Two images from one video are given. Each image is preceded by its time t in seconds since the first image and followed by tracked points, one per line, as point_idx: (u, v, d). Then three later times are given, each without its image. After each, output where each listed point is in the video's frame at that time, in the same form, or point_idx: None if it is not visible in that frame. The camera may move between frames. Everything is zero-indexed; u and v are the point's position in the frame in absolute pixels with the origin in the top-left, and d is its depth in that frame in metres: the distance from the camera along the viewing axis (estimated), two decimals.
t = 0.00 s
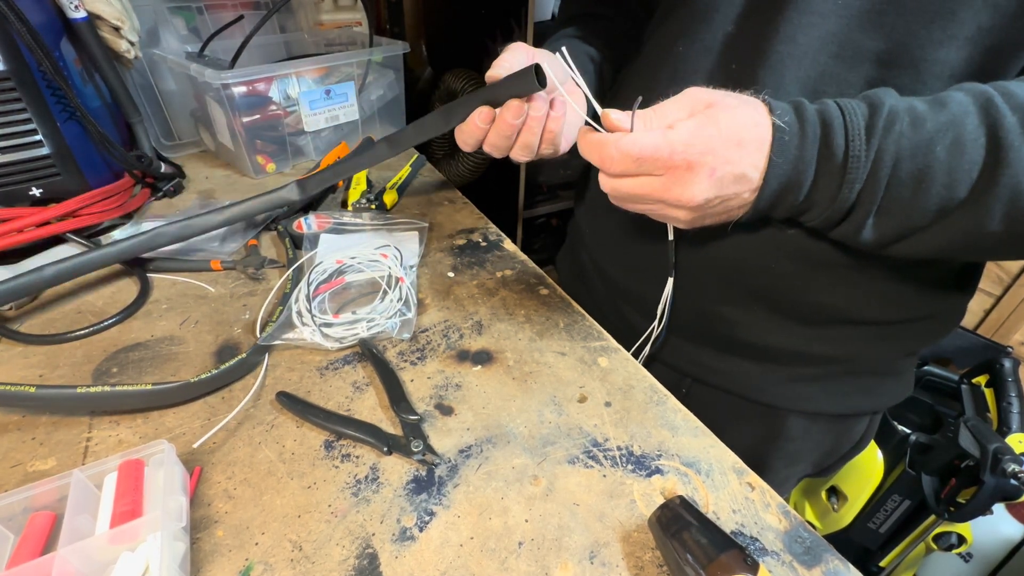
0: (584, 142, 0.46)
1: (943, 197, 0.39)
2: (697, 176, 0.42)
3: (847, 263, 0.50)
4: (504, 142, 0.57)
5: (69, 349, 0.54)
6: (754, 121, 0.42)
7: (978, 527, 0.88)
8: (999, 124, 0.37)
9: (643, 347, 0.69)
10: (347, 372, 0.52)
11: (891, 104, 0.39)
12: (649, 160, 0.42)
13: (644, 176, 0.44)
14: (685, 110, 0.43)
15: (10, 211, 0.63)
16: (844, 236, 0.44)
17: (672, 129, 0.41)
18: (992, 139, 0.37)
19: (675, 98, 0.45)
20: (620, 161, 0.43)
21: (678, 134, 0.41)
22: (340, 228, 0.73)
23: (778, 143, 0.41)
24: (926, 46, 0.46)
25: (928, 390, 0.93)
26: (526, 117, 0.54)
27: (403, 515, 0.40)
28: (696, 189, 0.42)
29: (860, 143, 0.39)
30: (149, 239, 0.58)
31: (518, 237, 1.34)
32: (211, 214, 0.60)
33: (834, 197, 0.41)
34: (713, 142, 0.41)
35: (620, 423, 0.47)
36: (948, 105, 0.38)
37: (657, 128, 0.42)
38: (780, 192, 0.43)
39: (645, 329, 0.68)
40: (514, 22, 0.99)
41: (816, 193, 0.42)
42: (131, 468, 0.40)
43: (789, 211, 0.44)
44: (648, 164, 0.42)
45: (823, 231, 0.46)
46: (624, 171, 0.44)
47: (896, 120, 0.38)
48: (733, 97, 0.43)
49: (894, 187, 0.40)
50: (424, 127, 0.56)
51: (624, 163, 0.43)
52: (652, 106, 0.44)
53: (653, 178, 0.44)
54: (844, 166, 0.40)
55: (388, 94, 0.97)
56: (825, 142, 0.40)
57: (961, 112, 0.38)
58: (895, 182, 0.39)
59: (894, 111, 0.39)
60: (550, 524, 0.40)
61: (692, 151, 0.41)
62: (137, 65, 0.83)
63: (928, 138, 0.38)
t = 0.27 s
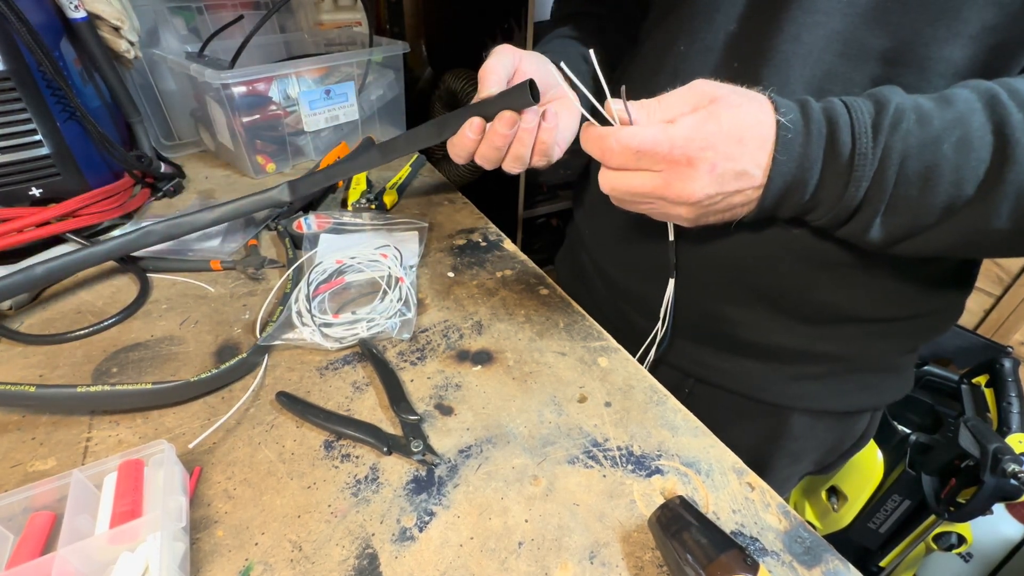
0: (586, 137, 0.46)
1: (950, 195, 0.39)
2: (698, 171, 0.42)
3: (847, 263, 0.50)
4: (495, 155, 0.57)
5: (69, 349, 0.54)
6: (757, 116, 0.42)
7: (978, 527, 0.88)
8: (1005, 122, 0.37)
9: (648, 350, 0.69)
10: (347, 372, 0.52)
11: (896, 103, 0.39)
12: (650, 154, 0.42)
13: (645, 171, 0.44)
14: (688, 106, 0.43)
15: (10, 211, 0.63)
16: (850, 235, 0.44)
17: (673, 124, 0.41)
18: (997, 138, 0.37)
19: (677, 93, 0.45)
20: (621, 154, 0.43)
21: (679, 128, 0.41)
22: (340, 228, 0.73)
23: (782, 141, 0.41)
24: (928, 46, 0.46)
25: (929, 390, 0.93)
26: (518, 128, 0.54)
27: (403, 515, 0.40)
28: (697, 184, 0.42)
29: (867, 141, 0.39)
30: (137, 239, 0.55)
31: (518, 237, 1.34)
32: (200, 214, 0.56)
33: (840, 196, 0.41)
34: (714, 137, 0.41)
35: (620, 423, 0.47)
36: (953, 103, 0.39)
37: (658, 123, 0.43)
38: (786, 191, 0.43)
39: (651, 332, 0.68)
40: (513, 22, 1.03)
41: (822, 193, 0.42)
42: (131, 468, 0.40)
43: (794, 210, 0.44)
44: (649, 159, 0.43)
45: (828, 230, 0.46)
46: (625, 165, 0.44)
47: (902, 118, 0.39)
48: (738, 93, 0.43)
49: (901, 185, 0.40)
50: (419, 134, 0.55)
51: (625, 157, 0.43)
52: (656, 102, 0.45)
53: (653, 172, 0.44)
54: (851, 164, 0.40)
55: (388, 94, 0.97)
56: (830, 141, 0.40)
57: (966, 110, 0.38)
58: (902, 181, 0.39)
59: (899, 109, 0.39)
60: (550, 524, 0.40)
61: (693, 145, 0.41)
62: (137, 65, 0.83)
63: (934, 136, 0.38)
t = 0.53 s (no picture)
0: (592, 140, 0.47)
1: (951, 195, 0.39)
2: (701, 175, 0.42)
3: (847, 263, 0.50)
4: (495, 154, 0.57)
5: (69, 349, 0.54)
6: (762, 119, 0.42)
7: (978, 527, 0.88)
8: (1006, 123, 0.37)
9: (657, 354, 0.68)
10: (347, 372, 0.52)
11: (898, 103, 0.39)
12: (653, 157, 0.43)
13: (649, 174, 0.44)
14: (692, 109, 0.44)
15: (10, 211, 0.63)
16: (851, 234, 0.44)
17: (677, 127, 0.42)
18: (998, 138, 0.37)
19: (683, 96, 0.45)
20: (625, 157, 0.44)
21: (683, 132, 0.41)
22: (340, 228, 0.73)
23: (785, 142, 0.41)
24: (928, 45, 0.46)
25: (929, 391, 0.93)
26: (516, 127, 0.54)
27: (403, 515, 0.40)
28: (700, 187, 0.42)
29: (869, 141, 0.39)
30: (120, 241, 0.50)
31: (518, 237, 1.35)
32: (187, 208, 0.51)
33: (842, 196, 0.41)
34: (718, 140, 0.41)
35: (620, 423, 0.47)
36: (955, 104, 0.38)
37: (662, 126, 0.43)
38: (788, 192, 0.43)
39: (659, 334, 0.67)
40: (513, 22, 1.03)
41: (825, 193, 0.42)
42: (131, 468, 0.40)
43: (796, 210, 0.44)
44: (652, 162, 0.43)
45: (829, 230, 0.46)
46: (629, 168, 0.45)
47: (904, 119, 0.38)
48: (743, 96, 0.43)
49: (903, 185, 0.40)
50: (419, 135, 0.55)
51: (629, 160, 0.44)
52: (661, 106, 0.45)
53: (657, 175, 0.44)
54: (853, 165, 0.40)
55: (388, 94, 0.97)
56: (833, 141, 0.40)
57: (969, 110, 0.38)
58: (904, 181, 0.39)
59: (902, 109, 0.39)
60: (550, 524, 0.40)
61: (697, 149, 0.41)
62: (137, 65, 0.83)
63: (936, 136, 0.38)
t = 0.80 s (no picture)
0: (590, 138, 0.47)
1: (947, 193, 0.39)
2: (698, 172, 0.42)
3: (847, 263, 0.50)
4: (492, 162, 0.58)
5: (69, 349, 0.54)
6: (758, 116, 0.42)
7: (978, 527, 0.88)
8: (1001, 122, 0.37)
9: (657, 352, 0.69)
10: (347, 372, 0.52)
11: (895, 101, 0.39)
12: (651, 155, 0.43)
13: (646, 171, 0.44)
14: (689, 106, 0.44)
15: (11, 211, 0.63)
16: (848, 232, 0.44)
17: (674, 125, 0.42)
18: (995, 138, 0.37)
19: (680, 93, 0.45)
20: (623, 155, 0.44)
21: (680, 130, 0.41)
22: (340, 228, 0.73)
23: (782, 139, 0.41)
24: (927, 45, 0.46)
25: (929, 391, 0.93)
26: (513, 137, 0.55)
27: (403, 515, 0.40)
28: (697, 185, 0.42)
29: (865, 139, 0.39)
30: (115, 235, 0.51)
31: (518, 237, 1.35)
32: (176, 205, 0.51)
33: (839, 193, 0.41)
34: (715, 138, 0.41)
35: (620, 423, 0.47)
36: (952, 102, 0.38)
37: (659, 124, 0.43)
38: (785, 190, 0.43)
39: (659, 332, 0.67)
40: (514, 22, 1.05)
41: (822, 191, 0.42)
42: (131, 468, 0.40)
43: (793, 208, 0.44)
44: (649, 160, 0.43)
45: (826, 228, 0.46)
46: (626, 166, 0.45)
47: (901, 116, 0.38)
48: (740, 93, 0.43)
49: (900, 183, 0.40)
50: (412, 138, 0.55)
51: (626, 158, 0.44)
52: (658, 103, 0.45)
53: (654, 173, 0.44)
54: (849, 162, 0.40)
55: (388, 94, 0.97)
56: (829, 139, 0.40)
57: (964, 109, 0.38)
58: (900, 179, 0.39)
59: (898, 107, 0.39)
60: (550, 524, 0.40)
61: (694, 147, 0.41)
62: (137, 65, 0.83)
63: (932, 134, 0.38)
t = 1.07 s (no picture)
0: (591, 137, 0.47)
1: (946, 191, 0.39)
2: (700, 170, 0.42)
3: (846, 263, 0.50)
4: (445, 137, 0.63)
5: (69, 349, 0.54)
6: (759, 115, 0.42)
7: (978, 527, 0.88)
8: (1000, 121, 0.37)
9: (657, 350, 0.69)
10: (347, 372, 0.52)
11: (895, 100, 0.39)
12: (653, 154, 0.42)
13: (648, 169, 0.44)
14: (689, 105, 0.44)
15: (12, 211, 0.63)
16: (848, 231, 0.44)
17: (676, 123, 0.41)
18: (993, 138, 0.37)
19: (680, 93, 0.45)
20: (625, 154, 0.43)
21: (682, 128, 0.41)
22: (340, 228, 0.73)
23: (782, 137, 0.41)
24: (927, 45, 0.46)
25: (929, 390, 0.92)
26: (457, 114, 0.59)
27: (403, 515, 0.40)
28: (699, 183, 0.42)
29: (865, 138, 0.39)
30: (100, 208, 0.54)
31: (518, 237, 1.35)
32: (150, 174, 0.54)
33: (839, 191, 0.41)
34: (716, 137, 0.41)
35: (620, 423, 0.47)
36: (951, 101, 0.39)
37: (661, 123, 0.43)
38: (785, 189, 0.43)
39: (659, 331, 0.67)
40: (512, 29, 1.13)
41: (822, 190, 0.42)
42: (131, 468, 0.40)
43: (793, 206, 0.44)
44: (651, 159, 0.43)
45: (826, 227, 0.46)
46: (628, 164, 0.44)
47: (901, 115, 0.38)
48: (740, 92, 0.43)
49: (900, 182, 0.40)
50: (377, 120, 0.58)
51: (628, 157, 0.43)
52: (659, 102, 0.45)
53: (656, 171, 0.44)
54: (850, 161, 0.40)
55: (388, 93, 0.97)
56: (830, 137, 0.40)
57: (964, 108, 0.38)
58: (899, 177, 0.39)
59: (898, 106, 0.39)
60: (550, 524, 0.40)
61: (696, 145, 0.41)
62: (138, 65, 0.83)
63: (932, 133, 0.38)
